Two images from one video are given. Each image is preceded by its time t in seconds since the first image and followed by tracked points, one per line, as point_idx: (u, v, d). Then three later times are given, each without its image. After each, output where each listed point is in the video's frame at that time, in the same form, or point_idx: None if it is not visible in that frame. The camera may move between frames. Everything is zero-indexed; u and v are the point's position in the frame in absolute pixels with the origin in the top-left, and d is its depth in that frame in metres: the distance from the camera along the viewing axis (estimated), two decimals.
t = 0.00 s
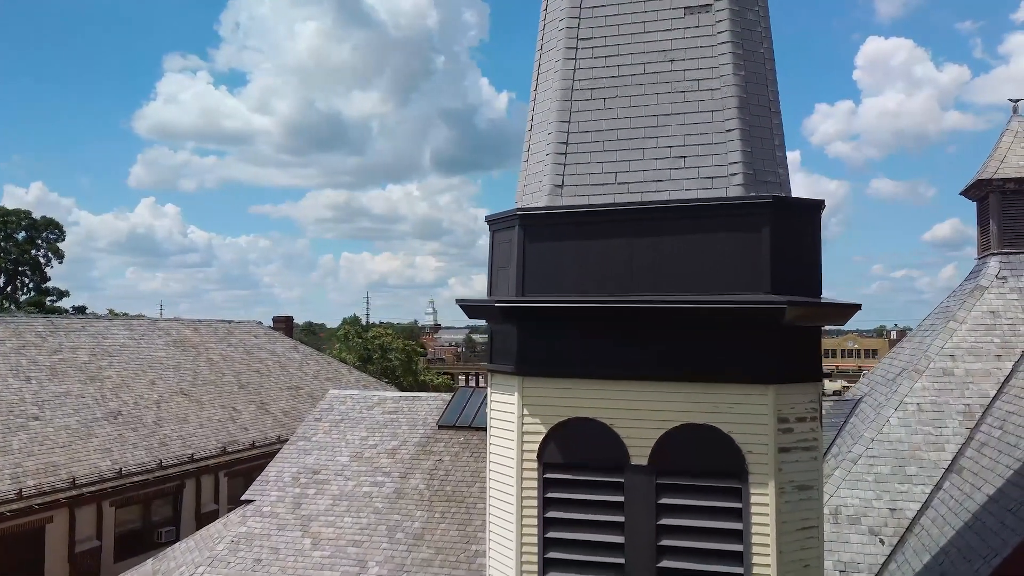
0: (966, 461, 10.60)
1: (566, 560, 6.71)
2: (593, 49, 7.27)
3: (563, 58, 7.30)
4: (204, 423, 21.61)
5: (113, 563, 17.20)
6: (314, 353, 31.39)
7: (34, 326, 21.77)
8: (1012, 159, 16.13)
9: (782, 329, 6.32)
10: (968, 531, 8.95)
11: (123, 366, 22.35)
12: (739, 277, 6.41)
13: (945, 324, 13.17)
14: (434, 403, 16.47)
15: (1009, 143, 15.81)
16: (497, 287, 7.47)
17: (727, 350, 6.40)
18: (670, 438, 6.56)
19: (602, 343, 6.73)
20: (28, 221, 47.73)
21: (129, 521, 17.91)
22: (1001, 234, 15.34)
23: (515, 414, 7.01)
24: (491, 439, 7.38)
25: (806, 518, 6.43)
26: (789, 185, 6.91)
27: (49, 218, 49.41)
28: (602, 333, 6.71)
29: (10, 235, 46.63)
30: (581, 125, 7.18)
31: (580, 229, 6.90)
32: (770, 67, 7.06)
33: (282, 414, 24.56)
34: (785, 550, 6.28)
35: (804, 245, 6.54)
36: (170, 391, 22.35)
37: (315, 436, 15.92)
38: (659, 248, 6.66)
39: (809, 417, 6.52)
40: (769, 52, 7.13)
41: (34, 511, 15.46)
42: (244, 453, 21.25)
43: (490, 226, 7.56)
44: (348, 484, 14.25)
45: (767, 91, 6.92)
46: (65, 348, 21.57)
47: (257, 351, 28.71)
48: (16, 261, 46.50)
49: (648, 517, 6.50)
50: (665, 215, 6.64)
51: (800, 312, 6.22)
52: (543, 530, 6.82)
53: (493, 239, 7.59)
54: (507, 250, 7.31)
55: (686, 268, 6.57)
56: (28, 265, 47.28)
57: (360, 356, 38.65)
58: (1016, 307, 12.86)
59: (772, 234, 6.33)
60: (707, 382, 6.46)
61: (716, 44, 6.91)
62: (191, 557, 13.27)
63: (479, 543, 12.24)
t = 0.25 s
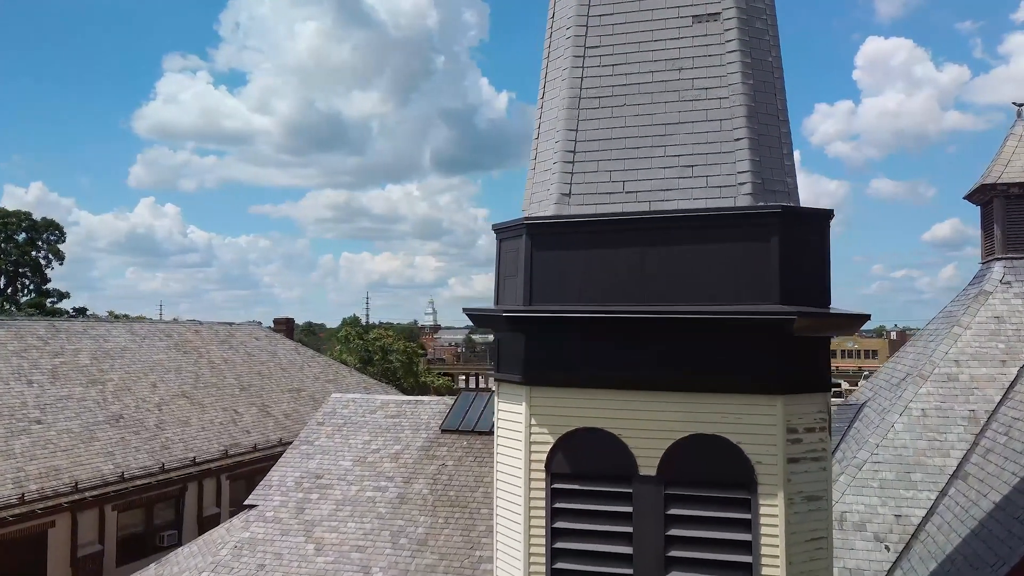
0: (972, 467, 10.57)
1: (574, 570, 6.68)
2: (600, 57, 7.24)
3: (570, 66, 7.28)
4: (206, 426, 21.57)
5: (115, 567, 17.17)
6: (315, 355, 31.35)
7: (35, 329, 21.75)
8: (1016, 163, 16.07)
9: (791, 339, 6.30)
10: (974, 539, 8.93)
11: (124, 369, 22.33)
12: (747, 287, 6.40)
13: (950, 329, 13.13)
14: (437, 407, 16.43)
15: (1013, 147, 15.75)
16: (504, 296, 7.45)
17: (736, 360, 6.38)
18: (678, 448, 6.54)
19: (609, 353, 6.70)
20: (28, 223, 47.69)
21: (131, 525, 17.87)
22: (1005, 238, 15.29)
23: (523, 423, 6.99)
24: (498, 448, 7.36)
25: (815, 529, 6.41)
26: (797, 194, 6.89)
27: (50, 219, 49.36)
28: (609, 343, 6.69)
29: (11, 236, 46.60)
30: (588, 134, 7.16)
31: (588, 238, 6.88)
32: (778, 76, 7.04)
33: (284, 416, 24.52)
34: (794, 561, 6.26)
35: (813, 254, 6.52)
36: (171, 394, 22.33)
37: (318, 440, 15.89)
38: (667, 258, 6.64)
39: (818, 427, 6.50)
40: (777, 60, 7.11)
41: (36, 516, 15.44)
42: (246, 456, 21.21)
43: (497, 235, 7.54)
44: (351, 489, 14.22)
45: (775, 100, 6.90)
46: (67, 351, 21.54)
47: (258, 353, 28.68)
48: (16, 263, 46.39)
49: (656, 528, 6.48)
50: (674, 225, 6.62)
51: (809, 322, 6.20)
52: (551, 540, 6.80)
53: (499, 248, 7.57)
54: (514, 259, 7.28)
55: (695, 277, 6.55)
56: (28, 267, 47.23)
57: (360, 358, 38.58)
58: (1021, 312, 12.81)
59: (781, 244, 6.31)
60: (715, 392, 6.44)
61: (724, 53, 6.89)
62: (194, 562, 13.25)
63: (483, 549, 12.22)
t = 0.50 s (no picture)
0: (977, 476, 10.56)
1: None
2: (608, 69, 7.22)
3: (578, 77, 7.26)
4: (208, 430, 21.56)
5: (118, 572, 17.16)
6: (316, 358, 31.32)
7: (37, 333, 21.72)
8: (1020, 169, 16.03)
9: (801, 354, 6.29)
10: (981, 549, 8.92)
11: (126, 372, 22.30)
12: (757, 301, 6.38)
13: (954, 336, 13.11)
14: (440, 412, 16.41)
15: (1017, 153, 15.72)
16: (511, 308, 7.43)
17: (745, 375, 6.36)
18: (687, 462, 6.53)
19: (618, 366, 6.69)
20: (29, 224, 47.64)
21: (133, 530, 17.85)
22: (1009, 245, 15.25)
23: (531, 436, 6.97)
24: (505, 460, 7.35)
25: (824, 543, 6.39)
26: (805, 207, 6.88)
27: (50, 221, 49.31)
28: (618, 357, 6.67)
29: (11, 238, 46.55)
30: (596, 146, 7.15)
31: (596, 251, 6.86)
32: (787, 88, 7.03)
33: (285, 420, 24.50)
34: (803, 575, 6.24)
35: (823, 268, 6.50)
36: (173, 398, 22.30)
37: (320, 446, 15.88)
38: (676, 271, 6.62)
39: (827, 441, 6.48)
40: (785, 72, 7.10)
41: (39, 521, 15.42)
42: (247, 461, 21.19)
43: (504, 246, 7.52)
44: (354, 495, 14.19)
45: (784, 112, 6.89)
46: (69, 355, 21.52)
47: (260, 357, 28.65)
48: (17, 264, 46.33)
49: (665, 542, 6.47)
50: (682, 238, 6.61)
51: (819, 337, 6.19)
52: (558, 553, 6.79)
53: (507, 259, 7.55)
54: (522, 271, 7.26)
55: (704, 291, 6.53)
56: (29, 268, 47.19)
57: (361, 360, 38.52)
58: None
59: (790, 258, 6.30)
60: (724, 407, 6.43)
61: (733, 65, 6.87)
62: (197, 569, 13.23)
63: (487, 557, 12.20)
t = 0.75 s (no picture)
0: (981, 485, 10.54)
1: None
2: (614, 82, 7.21)
3: (584, 90, 7.25)
4: (210, 434, 21.54)
5: None
6: (317, 361, 31.30)
7: (38, 338, 21.71)
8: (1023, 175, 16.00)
9: (808, 369, 6.28)
10: (986, 560, 8.90)
11: (128, 377, 22.28)
12: (763, 316, 6.37)
13: (957, 343, 13.09)
14: (442, 418, 16.39)
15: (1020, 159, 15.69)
16: (517, 321, 7.41)
17: (752, 391, 6.35)
18: (694, 476, 6.53)
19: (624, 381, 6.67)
20: (30, 226, 47.60)
21: (135, 535, 17.83)
22: (1013, 252, 15.20)
23: (537, 450, 6.96)
24: (511, 473, 7.34)
25: (832, 559, 6.37)
26: (812, 222, 6.88)
27: (50, 223, 49.28)
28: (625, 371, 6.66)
29: (12, 240, 46.53)
30: (602, 159, 7.14)
31: (601, 265, 6.84)
32: (793, 101, 7.02)
33: (287, 423, 24.48)
34: None
35: (831, 283, 6.49)
36: (175, 402, 22.29)
37: (323, 452, 15.86)
38: (682, 286, 6.61)
39: (834, 456, 6.47)
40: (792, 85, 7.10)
41: (41, 528, 15.41)
42: (249, 465, 21.18)
43: (510, 259, 7.51)
44: (357, 502, 14.18)
45: (790, 126, 6.88)
46: (70, 360, 21.49)
47: (261, 360, 28.63)
48: (17, 266, 46.29)
49: (672, 557, 6.46)
50: (689, 253, 6.60)
51: (826, 353, 6.18)
52: (564, 568, 6.78)
53: (512, 272, 7.54)
54: (528, 284, 7.25)
55: (710, 306, 6.52)
56: (29, 270, 47.15)
57: (362, 362, 38.47)
58: None
59: (797, 273, 6.29)
60: (732, 422, 6.42)
61: (740, 79, 6.87)
62: None
63: (491, 564, 12.19)
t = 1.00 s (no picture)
0: (984, 495, 10.57)
1: None
2: (621, 98, 7.23)
3: (591, 107, 7.27)
4: (212, 440, 21.55)
5: None
6: (318, 364, 31.31)
7: (41, 343, 21.72)
8: None
9: (816, 387, 6.30)
10: (990, 572, 8.93)
11: (130, 382, 22.30)
12: (771, 334, 6.39)
13: (960, 352, 13.11)
14: (446, 425, 16.41)
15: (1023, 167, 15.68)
16: (524, 337, 7.43)
17: (760, 409, 6.36)
18: (702, 494, 6.55)
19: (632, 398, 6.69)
20: (31, 229, 47.62)
21: (138, 542, 17.84)
22: (1015, 261, 15.11)
23: (545, 468, 6.98)
24: (518, 489, 7.36)
25: None
26: (819, 239, 6.90)
27: (51, 226, 49.30)
28: (632, 389, 6.68)
29: (13, 243, 46.54)
30: (609, 176, 7.16)
31: (608, 282, 6.86)
32: (800, 119, 7.04)
33: (289, 428, 24.49)
34: None
35: (838, 300, 6.51)
36: (177, 408, 22.31)
37: (326, 459, 15.88)
38: (690, 304, 6.63)
39: (842, 474, 6.49)
40: (799, 102, 7.11)
41: (44, 535, 15.42)
42: (251, 470, 21.19)
43: (518, 275, 7.52)
44: (361, 510, 14.19)
45: (797, 144, 6.90)
46: (72, 365, 21.50)
47: (263, 364, 28.64)
48: (17, 269, 46.30)
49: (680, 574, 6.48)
50: (696, 270, 6.62)
51: (834, 372, 6.20)
52: None
53: (520, 288, 7.56)
54: (535, 300, 7.26)
55: (718, 324, 6.54)
56: (30, 273, 47.17)
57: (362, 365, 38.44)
58: None
59: (805, 291, 6.31)
60: (740, 439, 6.43)
61: (746, 96, 6.88)
62: None
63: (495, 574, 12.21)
